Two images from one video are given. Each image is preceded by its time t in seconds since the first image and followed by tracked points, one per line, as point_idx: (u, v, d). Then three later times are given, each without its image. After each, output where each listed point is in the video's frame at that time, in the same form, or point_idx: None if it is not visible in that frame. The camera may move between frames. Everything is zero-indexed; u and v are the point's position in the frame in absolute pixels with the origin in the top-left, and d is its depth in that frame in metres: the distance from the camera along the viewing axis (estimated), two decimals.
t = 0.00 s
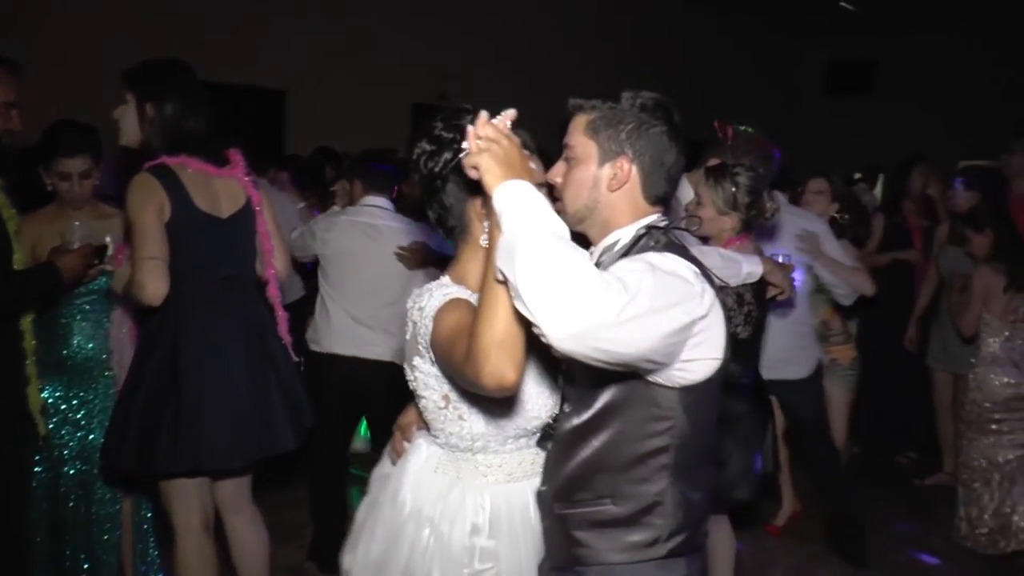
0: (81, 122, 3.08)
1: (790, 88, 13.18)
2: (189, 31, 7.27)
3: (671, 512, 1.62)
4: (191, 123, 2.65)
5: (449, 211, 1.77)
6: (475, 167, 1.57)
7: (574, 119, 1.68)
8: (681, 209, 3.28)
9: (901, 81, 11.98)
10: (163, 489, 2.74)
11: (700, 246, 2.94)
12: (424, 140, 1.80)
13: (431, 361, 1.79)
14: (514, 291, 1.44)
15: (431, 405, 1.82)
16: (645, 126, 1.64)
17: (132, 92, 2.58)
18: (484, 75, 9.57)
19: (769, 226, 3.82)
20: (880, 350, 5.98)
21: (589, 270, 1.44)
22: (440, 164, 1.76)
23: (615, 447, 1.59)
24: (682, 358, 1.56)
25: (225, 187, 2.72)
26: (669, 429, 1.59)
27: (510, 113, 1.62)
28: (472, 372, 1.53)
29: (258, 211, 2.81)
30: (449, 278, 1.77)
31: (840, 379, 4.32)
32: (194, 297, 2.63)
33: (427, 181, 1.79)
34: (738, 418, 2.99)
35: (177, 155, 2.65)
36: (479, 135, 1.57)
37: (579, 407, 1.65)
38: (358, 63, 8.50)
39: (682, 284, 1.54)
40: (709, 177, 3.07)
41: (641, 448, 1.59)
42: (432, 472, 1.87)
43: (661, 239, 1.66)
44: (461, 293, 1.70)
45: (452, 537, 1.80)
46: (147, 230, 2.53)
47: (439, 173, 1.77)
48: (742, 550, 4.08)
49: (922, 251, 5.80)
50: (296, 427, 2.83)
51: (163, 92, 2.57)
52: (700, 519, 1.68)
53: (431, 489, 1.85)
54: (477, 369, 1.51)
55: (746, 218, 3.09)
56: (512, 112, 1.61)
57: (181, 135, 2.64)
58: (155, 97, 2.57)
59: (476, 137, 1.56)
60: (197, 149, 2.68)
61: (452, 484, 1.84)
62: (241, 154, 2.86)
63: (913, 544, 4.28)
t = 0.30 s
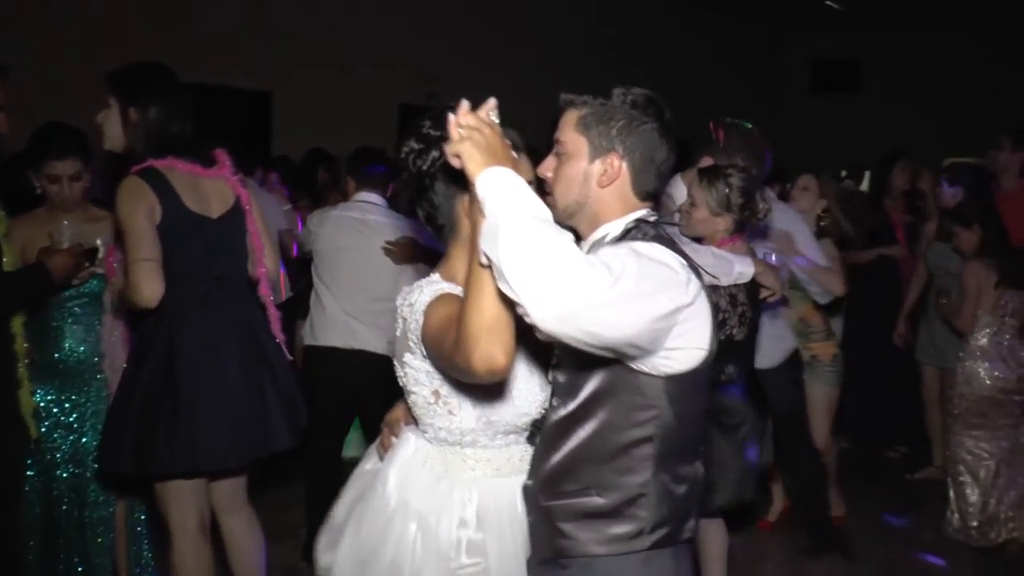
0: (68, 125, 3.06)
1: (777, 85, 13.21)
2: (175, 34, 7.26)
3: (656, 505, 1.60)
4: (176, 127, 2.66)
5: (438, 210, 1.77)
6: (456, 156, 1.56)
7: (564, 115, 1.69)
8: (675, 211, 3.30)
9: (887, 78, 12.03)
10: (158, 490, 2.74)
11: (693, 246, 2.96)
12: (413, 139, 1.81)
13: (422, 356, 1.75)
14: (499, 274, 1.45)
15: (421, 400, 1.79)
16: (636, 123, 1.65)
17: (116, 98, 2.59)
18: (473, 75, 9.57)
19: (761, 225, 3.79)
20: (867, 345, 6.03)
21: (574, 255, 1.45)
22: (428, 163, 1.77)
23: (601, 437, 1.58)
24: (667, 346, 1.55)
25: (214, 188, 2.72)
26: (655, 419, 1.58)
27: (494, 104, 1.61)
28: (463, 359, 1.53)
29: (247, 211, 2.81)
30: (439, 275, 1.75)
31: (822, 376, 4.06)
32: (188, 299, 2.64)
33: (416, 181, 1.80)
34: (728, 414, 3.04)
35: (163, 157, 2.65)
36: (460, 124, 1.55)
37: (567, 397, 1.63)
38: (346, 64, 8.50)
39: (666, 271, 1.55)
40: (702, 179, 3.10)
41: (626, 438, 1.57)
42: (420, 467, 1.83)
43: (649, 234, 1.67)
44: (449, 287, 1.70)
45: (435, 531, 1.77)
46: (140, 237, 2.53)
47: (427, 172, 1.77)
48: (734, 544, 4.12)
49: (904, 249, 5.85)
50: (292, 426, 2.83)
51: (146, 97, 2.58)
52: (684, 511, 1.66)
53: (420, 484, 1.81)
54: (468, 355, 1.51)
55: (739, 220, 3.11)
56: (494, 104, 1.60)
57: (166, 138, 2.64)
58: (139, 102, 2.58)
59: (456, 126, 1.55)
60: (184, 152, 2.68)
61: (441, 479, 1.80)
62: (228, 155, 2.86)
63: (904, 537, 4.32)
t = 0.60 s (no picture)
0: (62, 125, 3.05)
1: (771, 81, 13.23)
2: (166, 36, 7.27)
3: (641, 494, 1.61)
4: (163, 128, 2.66)
5: (427, 203, 1.78)
6: (441, 140, 1.57)
7: (555, 106, 1.70)
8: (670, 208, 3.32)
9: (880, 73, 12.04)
10: (157, 489, 2.75)
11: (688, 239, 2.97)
12: (402, 132, 1.83)
13: (412, 346, 1.75)
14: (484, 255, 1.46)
15: (411, 389, 1.80)
16: (628, 115, 1.66)
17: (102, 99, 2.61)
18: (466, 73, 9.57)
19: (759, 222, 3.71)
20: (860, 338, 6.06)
21: (558, 238, 1.46)
22: (418, 155, 1.78)
23: (588, 425, 1.59)
24: (652, 333, 1.56)
25: (205, 184, 2.73)
26: (640, 406, 1.59)
27: (478, 89, 1.64)
28: (455, 343, 1.54)
29: (240, 207, 2.81)
30: (430, 268, 1.75)
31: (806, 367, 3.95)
32: (184, 297, 2.65)
33: (406, 174, 1.81)
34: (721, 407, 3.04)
35: (153, 156, 2.65)
36: (443, 109, 1.57)
37: (555, 384, 1.63)
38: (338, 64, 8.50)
39: (651, 259, 1.56)
40: (699, 176, 3.11)
41: (612, 425, 1.58)
42: (409, 455, 1.84)
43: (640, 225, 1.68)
44: (439, 279, 1.71)
45: (423, 519, 1.78)
46: (136, 236, 2.53)
47: (417, 164, 1.78)
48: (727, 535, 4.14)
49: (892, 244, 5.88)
50: (293, 422, 2.84)
51: (130, 100, 2.59)
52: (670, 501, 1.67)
53: (409, 473, 1.82)
54: (461, 339, 1.52)
55: (736, 216, 3.11)
56: (478, 88, 1.61)
57: (154, 138, 2.65)
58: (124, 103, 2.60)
59: (440, 111, 1.56)
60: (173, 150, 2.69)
61: (431, 467, 1.81)
62: (217, 151, 2.87)
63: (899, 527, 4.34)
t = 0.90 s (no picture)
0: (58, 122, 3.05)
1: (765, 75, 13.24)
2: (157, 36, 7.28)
3: (629, 480, 1.62)
4: (157, 126, 2.66)
5: (420, 192, 1.79)
6: (429, 124, 1.58)
7: (550, 95, 1.71)
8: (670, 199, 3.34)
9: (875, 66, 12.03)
10: (160, 487, 2.75)
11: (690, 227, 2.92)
12: (395, 119, 1.82)
13: (401, 334, 1.79)
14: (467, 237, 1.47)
15: (403, 373, 1.82)
16: (622, 105, 1.67)
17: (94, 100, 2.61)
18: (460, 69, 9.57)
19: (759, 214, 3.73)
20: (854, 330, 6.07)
21: (542, 223, 1.47)
22: (410, 143, 1.78)
23: (577, 410, 1.60)
24: (637, 320, 1.56)
25: (201, 180, 2.74)
26: (629, 391, 1.59)
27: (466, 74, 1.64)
28: (451, 326, 1.55)
29: (236, 202, 2.82)
30: (421, 257, 1.75)
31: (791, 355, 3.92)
32: (185, 295, 2.65)
33: (399, 162, 1.82)
34: (717, 398, 3.05)
35: (148, 155, 2.66)
36: (432, 93, 1.58)
37: (547, 370, 1.65)
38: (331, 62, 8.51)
39: (637, 247, 1.56)
40: (699, 168, 3.12)
41: (601, 410, 1.59)
42: (403, 437, 1.86)
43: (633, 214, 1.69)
44: (428, 267, 1.72)
45: (415, 498, 1.79)
46: (133, 232, 2.54)
47: (409, 151, 1.79)
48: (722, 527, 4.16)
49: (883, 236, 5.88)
50: (298, 419, 2.85)
51: (123, 100, 2.59)
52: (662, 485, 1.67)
53: (401, 456, 1.84)
54: (456, 322, 1.53)
55: (737, 208, 3.12)
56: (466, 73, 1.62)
57: (148, 138, 2.65)
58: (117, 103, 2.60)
59: (429, 95, 1.58)
60: (167, 148, 2.69)
61: (423, 447, 1.82)
62: (211, 147, 2.87)
63: (894, 517, 4.35)
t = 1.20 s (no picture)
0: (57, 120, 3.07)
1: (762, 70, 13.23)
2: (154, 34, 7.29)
3: (621, 466, 1.63)
4: (151, 123, 2.68)
5: (414, 178, 1.80)
6: (420, 108, 1.58)
7: (543, 82, 1.72)
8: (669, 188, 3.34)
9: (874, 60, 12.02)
10: (164, 483, 2.76)
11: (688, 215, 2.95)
12: (389, 106, 1.83)
13: (391, 323, 1.79)
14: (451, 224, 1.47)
15: (396, 359, 1.83)
16: (614, 93, 1.68)
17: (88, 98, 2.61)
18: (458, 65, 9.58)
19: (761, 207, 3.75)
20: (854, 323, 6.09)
21: (525, 213, 1.48)
22: (405, 130, 1.79)
23: (567, 397, 1.61)
24: (621, 309, 1.56)
25: (197, 175, 2.74)
26: (619, 376, 1.60)
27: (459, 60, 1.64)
28: (446, 311, 1.56)
29: (233, 196, 2.83)
30: (410, 247, 1.75)
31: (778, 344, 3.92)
32: (185, 291, 2.66)
33: (394, 149, 1.83)
34: (714, 389, 3.06)
35: (143, 151, 2.66)
36: (423, 77, 1.58)
37: (537, 356, 1.65)
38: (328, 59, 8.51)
39: (623, 236, 1.57)
40: (700, 157, 3.12)
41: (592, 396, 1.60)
42: (398, 423, 1.87)
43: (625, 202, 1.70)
44: (417, 256, 1.72)
45: (409, 482, 1.80)
46: (133, 230, 2.54)
47: (403, 139, 1.80)
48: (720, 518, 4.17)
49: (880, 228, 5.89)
50: (299, 409, 2.87)
51: (116, 98, 2.60)
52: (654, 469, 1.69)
53: (396, 442, 1.85)
54: (452, 305, 1.55)
55: (737, 197, 3.14)
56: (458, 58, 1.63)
57: (142, 135, 2.66)
58: (110, 102, 2.60)
59: (419, 79, 1.58)
60: (161, 144, 2.70)
61: (417, 432, 1.84)
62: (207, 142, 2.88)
63: (892, 507, 4.37)
